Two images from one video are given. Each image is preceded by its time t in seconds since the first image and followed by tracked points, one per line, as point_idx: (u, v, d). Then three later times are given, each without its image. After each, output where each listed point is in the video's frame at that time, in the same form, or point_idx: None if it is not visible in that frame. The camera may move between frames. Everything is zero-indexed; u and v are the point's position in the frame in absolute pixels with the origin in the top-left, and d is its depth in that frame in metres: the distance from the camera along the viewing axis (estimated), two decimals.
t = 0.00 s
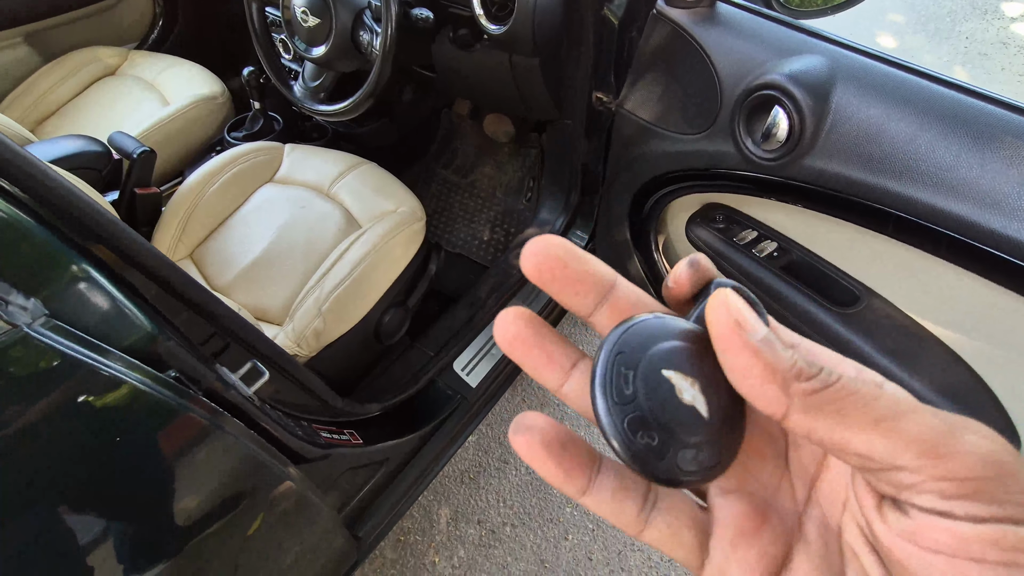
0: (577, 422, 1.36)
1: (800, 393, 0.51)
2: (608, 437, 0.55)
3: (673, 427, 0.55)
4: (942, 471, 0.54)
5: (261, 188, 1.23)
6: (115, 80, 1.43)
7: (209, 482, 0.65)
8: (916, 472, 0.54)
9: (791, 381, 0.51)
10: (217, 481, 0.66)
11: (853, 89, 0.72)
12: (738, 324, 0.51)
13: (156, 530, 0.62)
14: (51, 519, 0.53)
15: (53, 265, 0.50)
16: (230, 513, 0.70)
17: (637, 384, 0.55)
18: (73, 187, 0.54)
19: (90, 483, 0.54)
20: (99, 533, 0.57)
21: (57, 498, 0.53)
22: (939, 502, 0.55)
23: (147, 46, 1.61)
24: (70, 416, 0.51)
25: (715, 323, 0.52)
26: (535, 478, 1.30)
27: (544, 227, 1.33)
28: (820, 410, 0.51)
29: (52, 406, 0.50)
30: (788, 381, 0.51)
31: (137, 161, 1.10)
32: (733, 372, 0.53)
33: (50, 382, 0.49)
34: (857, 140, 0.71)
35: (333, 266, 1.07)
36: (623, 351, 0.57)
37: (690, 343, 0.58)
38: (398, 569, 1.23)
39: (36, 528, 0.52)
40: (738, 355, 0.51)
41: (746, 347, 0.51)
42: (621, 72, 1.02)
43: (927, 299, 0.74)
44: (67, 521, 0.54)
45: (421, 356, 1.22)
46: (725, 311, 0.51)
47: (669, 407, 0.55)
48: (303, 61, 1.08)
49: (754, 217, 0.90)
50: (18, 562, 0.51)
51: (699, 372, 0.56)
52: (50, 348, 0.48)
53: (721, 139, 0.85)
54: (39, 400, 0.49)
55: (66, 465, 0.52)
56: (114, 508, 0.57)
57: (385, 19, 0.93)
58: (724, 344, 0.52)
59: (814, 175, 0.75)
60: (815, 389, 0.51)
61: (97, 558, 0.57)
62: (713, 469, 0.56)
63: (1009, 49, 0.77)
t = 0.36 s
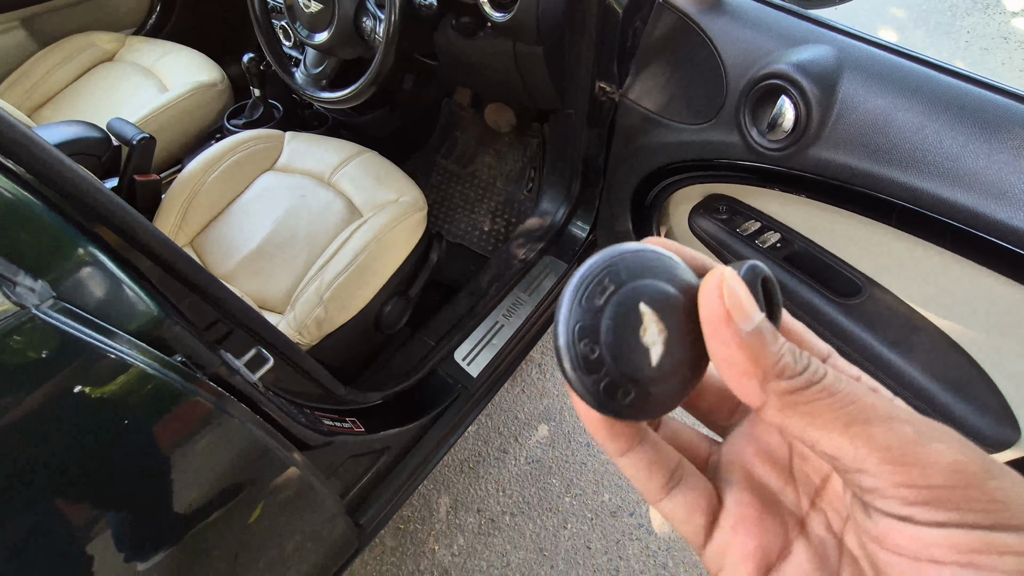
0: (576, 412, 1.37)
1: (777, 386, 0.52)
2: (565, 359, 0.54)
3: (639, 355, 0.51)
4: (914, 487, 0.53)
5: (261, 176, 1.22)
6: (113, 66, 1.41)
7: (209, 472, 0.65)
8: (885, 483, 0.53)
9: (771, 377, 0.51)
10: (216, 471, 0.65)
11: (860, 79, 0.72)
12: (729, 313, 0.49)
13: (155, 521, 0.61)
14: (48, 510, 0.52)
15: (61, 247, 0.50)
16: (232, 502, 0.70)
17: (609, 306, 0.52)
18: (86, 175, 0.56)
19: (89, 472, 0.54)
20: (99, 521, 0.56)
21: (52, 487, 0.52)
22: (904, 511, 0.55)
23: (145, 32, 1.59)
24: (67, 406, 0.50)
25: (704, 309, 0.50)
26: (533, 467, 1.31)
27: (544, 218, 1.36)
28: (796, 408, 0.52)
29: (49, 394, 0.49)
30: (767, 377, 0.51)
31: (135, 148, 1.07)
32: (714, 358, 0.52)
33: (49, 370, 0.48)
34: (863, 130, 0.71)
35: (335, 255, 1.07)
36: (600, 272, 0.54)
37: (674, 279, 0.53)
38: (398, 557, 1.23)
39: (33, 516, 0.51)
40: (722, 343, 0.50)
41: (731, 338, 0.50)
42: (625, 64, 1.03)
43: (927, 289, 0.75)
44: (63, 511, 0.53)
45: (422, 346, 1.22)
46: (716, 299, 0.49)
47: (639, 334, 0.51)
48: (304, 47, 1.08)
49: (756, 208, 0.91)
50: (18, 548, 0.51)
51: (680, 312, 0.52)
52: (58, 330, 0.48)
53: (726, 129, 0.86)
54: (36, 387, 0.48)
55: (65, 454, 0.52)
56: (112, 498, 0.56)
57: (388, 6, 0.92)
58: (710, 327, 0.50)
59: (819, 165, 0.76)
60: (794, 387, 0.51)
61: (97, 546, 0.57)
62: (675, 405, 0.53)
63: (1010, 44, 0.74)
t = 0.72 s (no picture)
0: (580, 402, 1.37)
1: (820, 425, 0.51)
2: (601, 282, 0.60)
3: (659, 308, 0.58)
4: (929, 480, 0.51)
5: (270, 160, 1.21)
6: (118, 47, 1.40)
7: (215, 455, 0.65)
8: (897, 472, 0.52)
9: (813, 420, 0.51)
10: (222, 454, 0.65)
11: (882, 65, 0.73)
12: (747, 368, 0.52)
13: (159, 501, 0.61)
14: (50, 490, 0.52)
15: (75, 220, 0.50)
16: (236, 486, 0.69)
17: (652, 257, 0.60)
18: (98, 146, 0.55)
19: (91, 452, 0.53)
20: (100, 502, 0.56)
21: (53, 469, 0.52)
22: (906, 550, 0.52)
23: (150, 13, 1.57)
24: (73, 388, 0.50)
25: (725, 369, 0.54)
26: (538, 457, 1.31)
27: (551, 207, 1.35)
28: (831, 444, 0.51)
29: (57, 372, 0.49)
30: (812, 421, 0.51)
31: (145, 129, 1.07)
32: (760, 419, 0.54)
33: (57, 347, 0.48)
34: (883, 118, 0.72)
35: (343, 240, 1.06)
36: (652, 228, 0.62)
37: (711, 270, 0.62)
38: (401, 544, 1.23)
39: (32, 497, 0.51)
40: (754, 397, 0.52)
41: (760, 392, 0.52)
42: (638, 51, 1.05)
43: (939, 277, 0.77)
44: (64, 491, 0.53)
45: (428, 334, 1.22)
46: (730, 356, 0.53)
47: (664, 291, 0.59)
48: (314, 29, 1.07)
49: (770, 198, 0.93)
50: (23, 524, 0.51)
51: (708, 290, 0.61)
52: (73, 304, 0.48)
53: (743, 117, 0.87)
54: (40, 368, 0.48)
55: (72, 434, 0.52)
56: (115, 479, 0.56)
57: None
58: (738, 388, 0.53)
59: (837, 152, 0.77)
60: (838, 424, 0.51)
61: (97, 528, 0.57)
62: (673, 370, 0.58)
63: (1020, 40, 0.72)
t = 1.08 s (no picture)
0: (582, 397, 1.37)
1: (814, 452, 0.52)
2: (569, 292, 0.57)
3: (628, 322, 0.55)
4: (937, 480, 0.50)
5: (274, 150, 1.21)
6: (123, 36, 1.40)
7: (218, 444, 0.65)
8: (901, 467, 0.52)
9: (806, 445, 0.52)
10: (225, 443, 0.65)
11: (893, 60, 0.72)
12: (739, 390, 0.54)
13: (162, 488, 0.61)
14: (53, 476, 0.52)
15: (83, 205, 0.51)
16: (238, 475, 0.70)
17: (623, 268, 0.57)
18: (107, 133, 0.56)
19: (94, 439, 0.54)
20: (103, 488, 0.56)
21: (56, 455, 0.52)
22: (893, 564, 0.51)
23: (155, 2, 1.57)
24: (77, 374, 0.50)
25: (717, 391, 0.55)
26: (539, 450, 1.31)
27: (556, 201, 1.35)
28: (824, 472, 0.51)
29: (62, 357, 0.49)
30: (805, 445, 0.52)
31: (150, 118, 1.06)
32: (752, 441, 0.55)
33: (61, 333, 0.48)
34: (893, 113, 0.72)
35: (347, 231, 1.06)
36: (628, 237, 0.58)
37: (688, 283, 0.58)
38: (402, 535, 1.24)
39: (35, 485, 0.51)
40: (751, 420, 0.54)
41: (754, 414, 0.53)
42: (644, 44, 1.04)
43: (946, 272, 0.76)
44: (67, 477, 0.53)
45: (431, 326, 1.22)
46: (725, 378, 0.54)
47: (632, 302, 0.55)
48: (320, 19, 1.07)
49: (777, 193, 0.93)
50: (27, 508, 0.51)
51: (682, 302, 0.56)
52: (81, 288, 0.48)
53: (750, 110, 0.87)
54: (42, 354, 0.48)
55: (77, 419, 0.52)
56: (117, 466, 0.56)
57: None
58: (732, 411, 0.55)
59: (845, 147, 0.76)
60: (830, 449, 0.52)
61: (99, 514, 0.57)
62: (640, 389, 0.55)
63: None
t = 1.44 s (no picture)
0: (584, 394, 1.38)
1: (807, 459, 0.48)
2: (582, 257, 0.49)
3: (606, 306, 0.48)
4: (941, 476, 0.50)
5: (277, 147, 1.21)
6: (127, 33, 1.40)
7: (220, 438, 0.65)
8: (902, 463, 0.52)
9: (803, 452, 0.48)
10: (227, 437, 0.66)
11: (895, 56, 0.72)
12: (747, 386, 0.46)
13: (165, 482, 0.62)
14: (55, 469, 0.52)
15: (87, 200, 0.52)
16: (240, 470, 0.70)
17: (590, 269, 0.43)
18: (117, 132, 0.56)
19: (97, 433, 0.54)
20: (107, 482, 0.56)
21: (60, 449, 0.52)
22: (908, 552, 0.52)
23: None
24: (79, 370, 0.50)
25: (725, 386, 0.47)
26: (540, 447, 1.31)
27: (558, 198, 1.35)
28: (825, 477, 0.48)
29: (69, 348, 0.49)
30: (802, 451, 0.48)
31: (154, 114, 1.07)
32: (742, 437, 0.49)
33: (64, 327, 0.48)
34: (893, 110, 0.72)
35: (350, 227, 1.07)
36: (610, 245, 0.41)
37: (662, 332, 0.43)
38: (404, 530, 1.24)
39: (39, 475, 0.51)
40: (750, 417, 0.47)
41: (759, 416, 0.47)
42: (647, 42, 1.04)
43: (950, 269, 0.76)
44: (71, 471, 0.53)
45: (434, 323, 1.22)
46: (739, 373, 0.46)
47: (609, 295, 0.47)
48: (323, 16, 1.08)
49: (779, 190, 0.93)
50: (32, 500, 0.52)
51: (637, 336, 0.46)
52: (84, 282, 0.49)
53: (753, 108, 0.87)
54: (45, 350, 0.48)
55: (81, 413, 0.52)
56: (121, 460, 0.57)
57: None
58: (733, 408, 0.47)
59: (847, 144, 0.77)
60: (827, 456, 0.48)
61: (103, 508, 0.57)
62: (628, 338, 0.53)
63: None
